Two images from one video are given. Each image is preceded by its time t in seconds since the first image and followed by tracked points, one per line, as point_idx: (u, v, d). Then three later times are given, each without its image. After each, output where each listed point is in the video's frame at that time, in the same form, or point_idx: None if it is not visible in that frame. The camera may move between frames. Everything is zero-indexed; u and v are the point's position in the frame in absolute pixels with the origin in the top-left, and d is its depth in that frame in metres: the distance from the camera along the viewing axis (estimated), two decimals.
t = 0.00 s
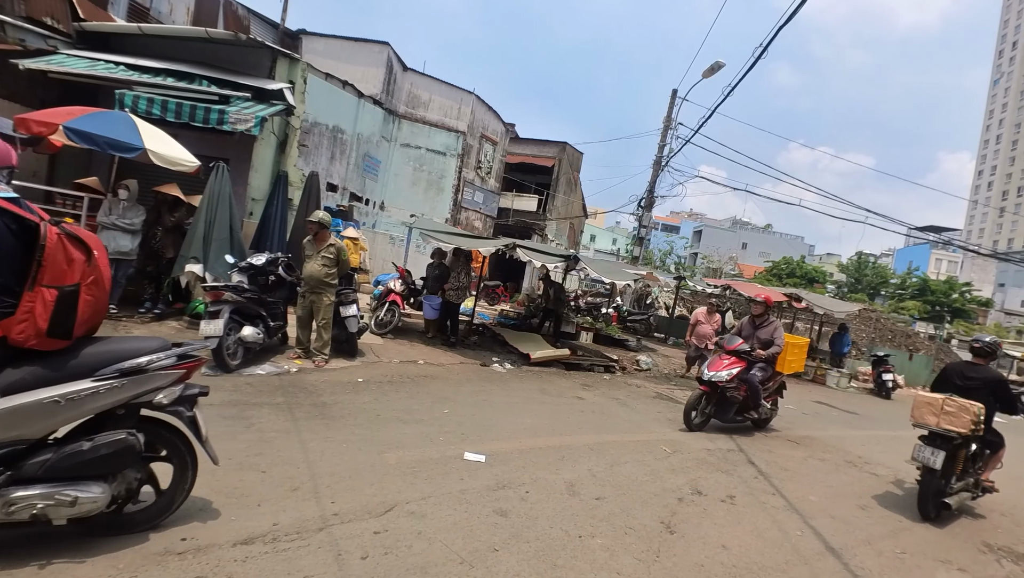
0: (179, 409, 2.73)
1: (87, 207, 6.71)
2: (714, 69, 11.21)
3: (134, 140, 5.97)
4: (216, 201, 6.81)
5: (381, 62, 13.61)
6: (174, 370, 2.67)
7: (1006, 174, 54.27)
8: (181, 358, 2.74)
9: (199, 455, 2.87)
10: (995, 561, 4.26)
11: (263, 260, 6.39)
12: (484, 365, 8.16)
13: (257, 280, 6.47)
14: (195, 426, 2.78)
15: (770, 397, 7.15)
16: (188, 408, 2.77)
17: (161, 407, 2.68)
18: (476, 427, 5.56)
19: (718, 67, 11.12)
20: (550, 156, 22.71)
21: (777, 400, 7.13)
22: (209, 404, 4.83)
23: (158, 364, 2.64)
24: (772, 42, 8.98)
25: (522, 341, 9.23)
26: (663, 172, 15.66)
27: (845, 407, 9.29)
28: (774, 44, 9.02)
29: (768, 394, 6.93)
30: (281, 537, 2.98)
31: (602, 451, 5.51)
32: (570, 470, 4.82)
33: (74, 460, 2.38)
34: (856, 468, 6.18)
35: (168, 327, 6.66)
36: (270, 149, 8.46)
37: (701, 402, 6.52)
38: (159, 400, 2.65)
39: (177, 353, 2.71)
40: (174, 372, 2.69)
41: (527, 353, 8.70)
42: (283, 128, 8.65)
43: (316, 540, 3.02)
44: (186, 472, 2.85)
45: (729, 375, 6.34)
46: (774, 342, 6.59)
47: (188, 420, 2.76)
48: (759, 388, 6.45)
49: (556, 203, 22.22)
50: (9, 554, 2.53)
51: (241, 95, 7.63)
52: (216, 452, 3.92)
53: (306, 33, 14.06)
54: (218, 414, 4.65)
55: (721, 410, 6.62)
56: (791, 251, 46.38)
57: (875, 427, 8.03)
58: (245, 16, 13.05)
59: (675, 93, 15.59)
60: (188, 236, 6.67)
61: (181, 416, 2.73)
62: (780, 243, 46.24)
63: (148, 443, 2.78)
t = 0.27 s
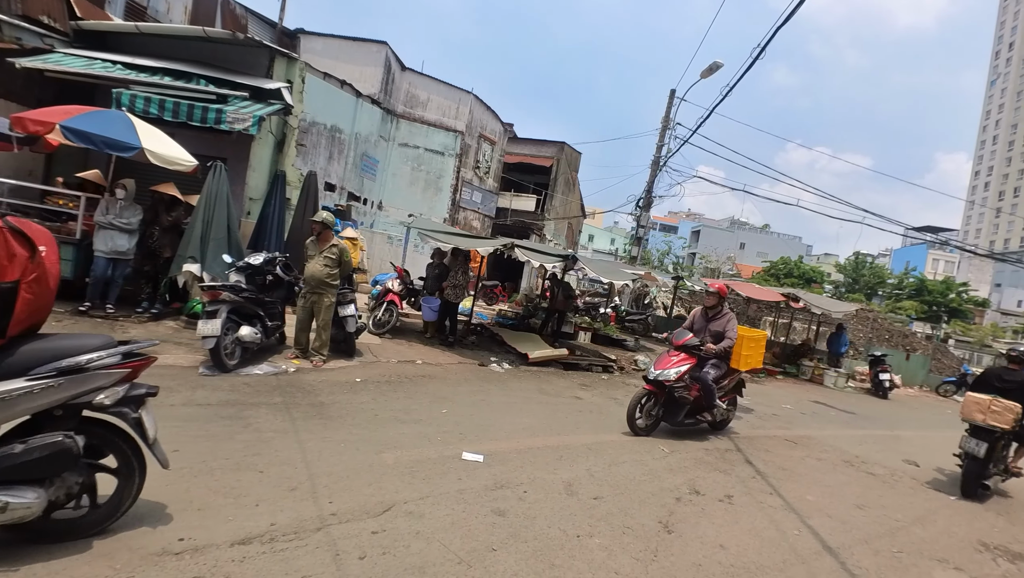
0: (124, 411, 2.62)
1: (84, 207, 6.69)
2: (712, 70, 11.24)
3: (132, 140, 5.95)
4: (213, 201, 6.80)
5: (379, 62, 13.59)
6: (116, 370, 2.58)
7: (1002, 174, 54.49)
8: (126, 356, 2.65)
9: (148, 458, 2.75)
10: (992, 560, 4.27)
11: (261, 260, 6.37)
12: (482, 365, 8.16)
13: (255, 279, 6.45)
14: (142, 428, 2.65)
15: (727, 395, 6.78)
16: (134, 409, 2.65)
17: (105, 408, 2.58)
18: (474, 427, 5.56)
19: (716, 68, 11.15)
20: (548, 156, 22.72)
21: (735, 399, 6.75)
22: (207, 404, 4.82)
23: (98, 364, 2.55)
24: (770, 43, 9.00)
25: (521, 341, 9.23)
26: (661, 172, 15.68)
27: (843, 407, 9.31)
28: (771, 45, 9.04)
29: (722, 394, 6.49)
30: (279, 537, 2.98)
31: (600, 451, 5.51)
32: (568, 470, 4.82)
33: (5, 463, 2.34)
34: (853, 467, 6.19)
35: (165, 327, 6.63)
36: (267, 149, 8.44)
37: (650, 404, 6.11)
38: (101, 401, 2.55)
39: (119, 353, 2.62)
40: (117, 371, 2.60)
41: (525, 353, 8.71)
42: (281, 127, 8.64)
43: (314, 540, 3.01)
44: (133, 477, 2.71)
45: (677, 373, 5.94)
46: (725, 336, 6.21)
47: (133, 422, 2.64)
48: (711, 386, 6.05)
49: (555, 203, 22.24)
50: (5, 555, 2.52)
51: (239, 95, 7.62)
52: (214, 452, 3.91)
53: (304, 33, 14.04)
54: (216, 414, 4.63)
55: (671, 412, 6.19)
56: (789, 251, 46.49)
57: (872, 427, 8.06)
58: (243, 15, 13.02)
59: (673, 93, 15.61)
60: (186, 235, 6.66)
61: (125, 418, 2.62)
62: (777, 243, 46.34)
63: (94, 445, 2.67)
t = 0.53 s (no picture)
0: (50, 411, 2.54)
1: (81, 206, 6.67)
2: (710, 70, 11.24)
3: (129, 139, 5.94)
4: (211, 200, 6.78)
5: (378, 61, 13.58)
6: (44, 368, 2.52)
7: (999, 175, 54.67)
8: (54, 356, 2.59)
9: (80, 459, 2.64)
10: (989, 559, 4.29)
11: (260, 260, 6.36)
12: (480, 364, 8.16)
13: (253, 279, 6.43)
14: (72, 430, 2.58)
15: (680, 396, 6.33)
16: (64, 410, 2.58)
17: (30, 409, 2.50)
18: (473, 427, 5.55)
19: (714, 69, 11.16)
20: (547, 156, 22.71)
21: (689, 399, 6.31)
22: (204, 404, 4.80)
23: (25, 362, 2.48)
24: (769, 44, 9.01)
25: (519, 341, 9.22)
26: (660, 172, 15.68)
27: (841, 407, 9.33)
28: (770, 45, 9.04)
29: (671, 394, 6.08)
30: (276, 537, 2.97)
31: (598, 451, 5.51)
32: (566, 470, 4.83)
33: None
34: (851, 467, 6.21)
35: (163, 327, 6.61)
36: (266, 148, 8.44)
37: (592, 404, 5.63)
38: (26, 402, 2.46)
39: (46, 352, 2.55)
40: (45, 371, 2.53)
41: (524, 353, 8.70)
42: (280, 127, 8.63)
43: (312, 540, 3.01)
44: (64, 481, 2.61)
45: (619, 369, 5.48)
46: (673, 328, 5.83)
47: (63, 424, 2.56)
48: (658, 384, 5.59)
49: (553, 203, 22.25)
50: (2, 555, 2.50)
51: (237, 94, 7.60)
52: (212, 453, 3.90)
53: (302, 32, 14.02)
54: (214, 414, 4.62)
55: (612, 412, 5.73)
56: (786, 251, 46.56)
57: (870, 427, 8.07)
58: (242, 14, 13.00)
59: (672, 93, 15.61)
60: (184, 234, 6.64)
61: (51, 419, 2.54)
62: (775, 243, 46.42)
63: (16, 450, 2.55)
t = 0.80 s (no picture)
0: None
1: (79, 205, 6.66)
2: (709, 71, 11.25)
3: (128, 138, 5.93)
4: (209, 199, 6.77)
5: (377, 61, 13.57)
6: None
7: (996, 176, 54.80)
8: None
9: None
10: (986, 559, 4.30)
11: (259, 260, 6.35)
12: (479, 364, 8.16)
13: (252, 279, 6.42)
14: None
15: (626, 396, 5.91)
16: None
17: None
18: (471, 427, 5.55)
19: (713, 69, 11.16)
20: (545, 156, 22.71)
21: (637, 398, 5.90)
22: (202, 404, 4.80)
23: None
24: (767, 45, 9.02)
25: (517, 341, 9.22)
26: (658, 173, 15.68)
27: (839, 407, 9.33)
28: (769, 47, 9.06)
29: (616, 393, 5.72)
30: (275, 537, 2.97)
31: (596, 450, 5.51)
32: (564, 470, 4.83)
33: None
34: (849, 467, 6.22)
35: (161, 327, 6.59)
36: (264, 147, 8.43)
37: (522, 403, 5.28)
38: None
39: None
40: None
41: (523, 353, 8.70)
42: (278, 126, 8.63)
43: (310, 540, 3.00)
44: None
45: (551, 365, 5.12)
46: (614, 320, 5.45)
47: None
48: (596, 381, 5.23)
49: (552, 203, 22.25)
50: None
51: (235, 93, 7.59)
52: (210, 452, 3.89)
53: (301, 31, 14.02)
54: (212, 414, 4.61)
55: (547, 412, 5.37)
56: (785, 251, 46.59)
57: (868, 427, 8.07)
58: (241, 14, 12.99)
59: (671, 93, 15.61)
60: (182, 234, 6.63)
61: None
62: (774, 243, 46.47)
63: None
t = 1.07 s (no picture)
0: None
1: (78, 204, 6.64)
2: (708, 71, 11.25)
3: (126, 137, 5.92)
4: (208, 198, 6.76)
5: (376, 60, 13.56)
6: None
7: (994, 176, 54.90)
8: None
9: None
10: (983, 559, 4.31)
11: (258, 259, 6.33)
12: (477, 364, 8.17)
13: (250, 278, 6.40)
14: None
15: (568, 395, 5.39)
16: None
17: None
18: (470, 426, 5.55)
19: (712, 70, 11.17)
20: (544, 156, 22.71)
21: (582, 398, 5.40)
22: (200, 403, 4.79)
23: None
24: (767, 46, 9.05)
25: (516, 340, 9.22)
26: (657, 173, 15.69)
27: (837, 407, 9.34)
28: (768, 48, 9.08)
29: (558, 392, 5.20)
30: (273, 537, 2.97)
31: (595, 450, 5.52)
32: (563, 470, 4.83)
33: None
34: (847, 467, 6.23)
35: (160, 326, 6.58)
36: (263, 147, 8.43)
37: (447, 403, 4.81)
38: None
39: None
40: None
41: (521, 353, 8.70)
42: (277, 125, 8.62)
43: (309, 540, 3.00)
44: None
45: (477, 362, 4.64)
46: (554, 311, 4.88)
47: None
48: (528, 380, 4.72)
49: (551, 203, 22.26)
50: None
51: (234, 92, 7.58)
52: (208, 452, 3.89)
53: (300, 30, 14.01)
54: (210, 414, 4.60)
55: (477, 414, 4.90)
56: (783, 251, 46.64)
57: (865, 427, 8.09)
58: (240, 13, 12.98)
59: (670, 93, 15.62)
60: (181, 233, 6.62)
61: None
62: (772, 243, 46.51)
63: None
